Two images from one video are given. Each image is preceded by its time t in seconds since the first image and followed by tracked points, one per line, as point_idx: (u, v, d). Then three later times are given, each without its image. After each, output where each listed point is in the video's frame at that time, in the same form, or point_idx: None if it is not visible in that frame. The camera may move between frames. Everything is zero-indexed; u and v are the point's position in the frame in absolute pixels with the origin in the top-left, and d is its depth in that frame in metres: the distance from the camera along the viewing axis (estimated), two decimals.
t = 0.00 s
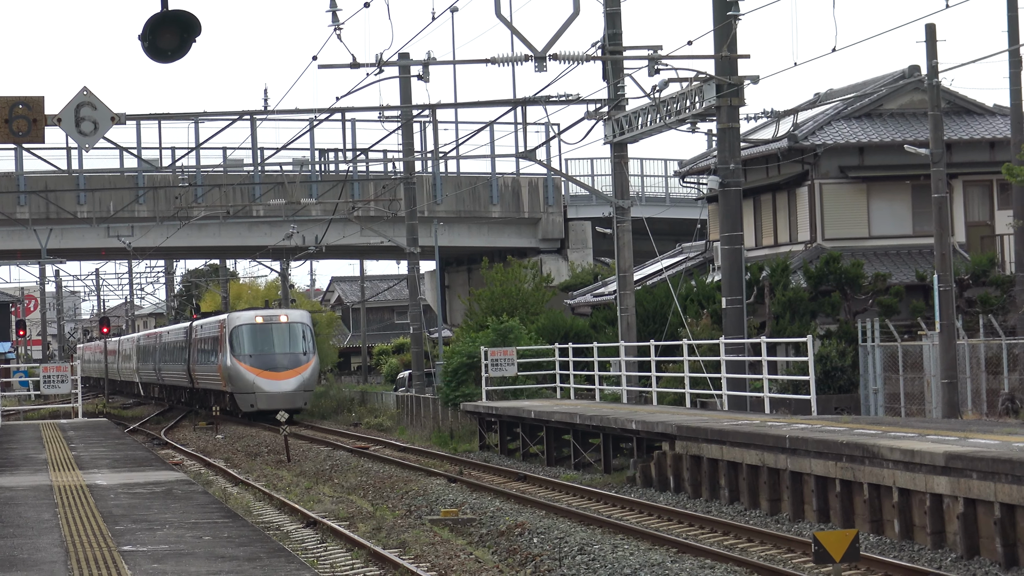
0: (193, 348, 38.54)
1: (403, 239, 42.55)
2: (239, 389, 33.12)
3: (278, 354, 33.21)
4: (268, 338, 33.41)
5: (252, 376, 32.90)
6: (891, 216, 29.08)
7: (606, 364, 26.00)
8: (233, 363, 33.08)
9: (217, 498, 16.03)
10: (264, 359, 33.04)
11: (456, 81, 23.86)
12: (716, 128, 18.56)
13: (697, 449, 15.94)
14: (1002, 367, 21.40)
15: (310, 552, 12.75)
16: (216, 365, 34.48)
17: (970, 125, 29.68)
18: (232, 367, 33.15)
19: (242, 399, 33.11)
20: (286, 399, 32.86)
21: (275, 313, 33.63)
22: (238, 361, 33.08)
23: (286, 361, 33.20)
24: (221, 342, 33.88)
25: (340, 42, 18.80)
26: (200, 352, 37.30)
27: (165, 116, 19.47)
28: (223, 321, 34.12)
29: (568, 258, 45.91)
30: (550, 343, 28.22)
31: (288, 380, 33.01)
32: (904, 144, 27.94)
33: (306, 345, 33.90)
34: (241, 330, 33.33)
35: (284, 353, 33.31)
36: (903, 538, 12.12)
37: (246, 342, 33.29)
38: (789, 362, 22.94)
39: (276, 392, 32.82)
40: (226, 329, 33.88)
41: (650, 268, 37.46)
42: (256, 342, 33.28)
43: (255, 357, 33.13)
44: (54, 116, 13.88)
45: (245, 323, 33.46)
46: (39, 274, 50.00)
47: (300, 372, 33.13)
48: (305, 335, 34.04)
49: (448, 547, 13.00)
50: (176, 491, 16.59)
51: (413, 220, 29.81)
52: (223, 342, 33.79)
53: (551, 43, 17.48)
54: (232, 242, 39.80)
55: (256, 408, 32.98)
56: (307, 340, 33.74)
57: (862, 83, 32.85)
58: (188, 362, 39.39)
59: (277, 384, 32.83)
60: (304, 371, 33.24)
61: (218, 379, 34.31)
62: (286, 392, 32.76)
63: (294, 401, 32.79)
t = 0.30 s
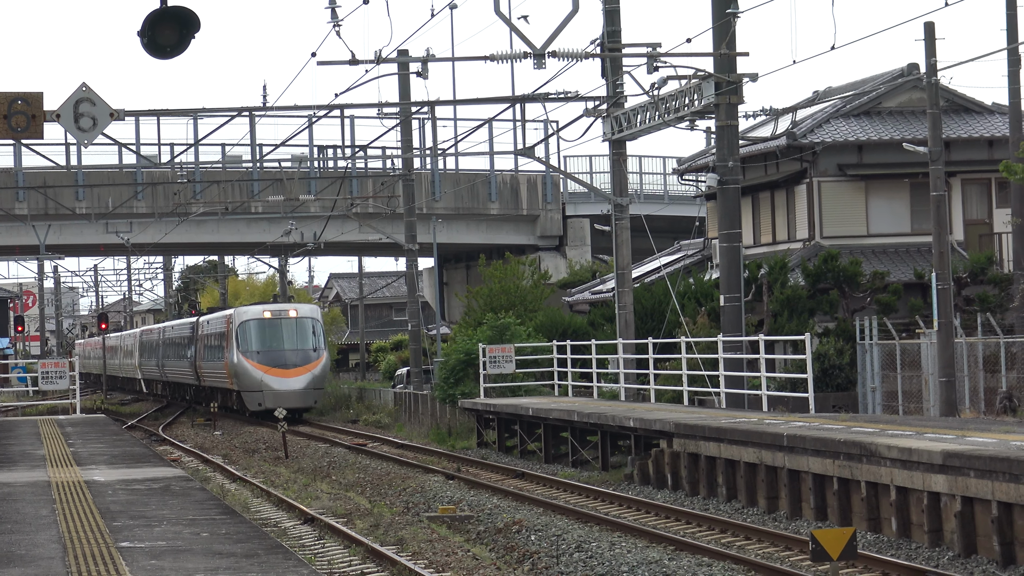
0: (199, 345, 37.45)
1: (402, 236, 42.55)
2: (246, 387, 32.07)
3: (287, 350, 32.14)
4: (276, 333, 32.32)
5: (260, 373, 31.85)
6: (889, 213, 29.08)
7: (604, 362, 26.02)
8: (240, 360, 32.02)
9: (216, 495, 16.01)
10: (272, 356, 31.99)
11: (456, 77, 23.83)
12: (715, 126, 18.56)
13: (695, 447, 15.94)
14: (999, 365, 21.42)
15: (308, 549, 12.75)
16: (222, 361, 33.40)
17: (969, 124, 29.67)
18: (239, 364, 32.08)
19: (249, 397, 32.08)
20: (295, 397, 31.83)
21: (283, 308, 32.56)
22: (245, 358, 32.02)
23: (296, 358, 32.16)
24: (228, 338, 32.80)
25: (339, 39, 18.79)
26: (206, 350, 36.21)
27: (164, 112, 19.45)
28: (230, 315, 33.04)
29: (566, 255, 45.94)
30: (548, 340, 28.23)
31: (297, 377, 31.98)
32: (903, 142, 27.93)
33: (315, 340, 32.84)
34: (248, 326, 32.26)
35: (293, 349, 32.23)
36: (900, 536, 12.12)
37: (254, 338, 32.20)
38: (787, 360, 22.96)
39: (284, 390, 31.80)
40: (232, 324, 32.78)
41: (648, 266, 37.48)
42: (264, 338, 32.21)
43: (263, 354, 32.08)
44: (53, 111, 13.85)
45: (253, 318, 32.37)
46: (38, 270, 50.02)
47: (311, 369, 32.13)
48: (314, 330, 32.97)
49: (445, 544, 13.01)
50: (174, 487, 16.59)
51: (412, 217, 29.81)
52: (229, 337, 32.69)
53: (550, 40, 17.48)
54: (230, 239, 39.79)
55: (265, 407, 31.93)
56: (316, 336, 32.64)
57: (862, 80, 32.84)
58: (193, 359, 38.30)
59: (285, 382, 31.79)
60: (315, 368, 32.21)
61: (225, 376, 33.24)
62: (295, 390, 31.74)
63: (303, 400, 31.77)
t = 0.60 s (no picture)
0: (206, 343, 35.97)
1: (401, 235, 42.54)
2: (256, 387, 30.55)
3: (298, 348, 30.57)
4: (286, 330, 30.78)
5: (270, 373, 30.33)
6: (888, 215, 29.11)
7: (602, 362, 26.05)
8: (249, 359, 30.55)
9: (214, 493, 16.02)
10: (283, 354, 30.44)
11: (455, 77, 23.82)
12: (714, 127, 18.56)
13: (694, 447, 15.96)
14: (997, 367, 21.44)
15: (306, 547, 12.75)
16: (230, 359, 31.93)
17: (969, 126, 29.68)
18: (247, 363, 30.59)
19: (258, 398, 30.55)
20: (306, 398, 30.24)
21: (294, 304, 31.02)
22: (255, 356, 30.52)
23: (308, 357, 30.60)
24: (236, 335, 31.34)
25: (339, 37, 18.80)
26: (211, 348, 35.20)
27: (164, 111, 19.45)
28: (238, 312, 31.53)
29: (564, 255, 45.96)
30: (547, 340, 28.24)
31: (309, 377, 30.37)
32: (902, 144, 27.93)
33: (327, 339, 31.30)
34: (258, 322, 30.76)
35: (304, 347, 30.69)
36: (898, 537, 12.14)
37: (264, 335, 30.72)
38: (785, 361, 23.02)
39: (295, 390, 30.21)
40: (241, 321, 31.27)
41: (647, 266, 37.53)
42: (274, 335, 30.71)
43: (273, 352, 30.58)
44: (52, 109, 13.83)
45: (262, 314, 30.84)
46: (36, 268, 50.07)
47: (324, 368, 30.57)
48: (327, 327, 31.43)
49: (443, 543, 13.02)
50: (173, 486, 16.59)
51: (411, 216, 29.80)
52: (238, 335, 31.20)
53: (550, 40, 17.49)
54: (229, 237, 39.78)
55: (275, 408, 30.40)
56: (329, 333, 31.09)
57: (861, 82, 32.85)
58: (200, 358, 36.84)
59: (296, 382, 30.20)
60: (328, 367, 30.63)
61: (234, 375, 31.76)
62: (306, 391, 30.16)
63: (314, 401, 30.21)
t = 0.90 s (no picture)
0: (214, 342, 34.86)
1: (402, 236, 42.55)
2: (268, 390, 29.51)
3: (311, 349, 29.52)
4: (299, 330, 29.75)
5: (282, 375, 29.30)
6: (888, 217, 29.08)
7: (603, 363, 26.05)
8: (260, 360, 29.54)
9: (213, 494, 16.02)
10: (296, 355, 29.39)
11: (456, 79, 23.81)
12: (715, 128, 18.56)
13: (694, 449, 15.96)
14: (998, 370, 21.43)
15: (306, 548, 12.75)
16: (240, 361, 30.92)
17: (970, 128, 29.66)
18: (259, 364, 29.58)
19: (271, 400, 29.51)
20: (319, 401, 29.14)
21: (307, 303, 30.03)
22: (267, 357, 29.51)
23: (322, 358, 29.48)
24: (247, 336, 30.36)
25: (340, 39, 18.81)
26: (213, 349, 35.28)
27: (165, 111, 19.45)
28: (249, 312, 30.57)
29: (565, 257, 45.97)
30: (547, 342, 28.23)
31: (323, 380, 29.26)
32: (902, 146, 27.93)
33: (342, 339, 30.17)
34: (269, 322, 29.77)
35: (318, 348, 29.59)
36: (899, 539, 12.12)
37: (276, 335, 29.72)
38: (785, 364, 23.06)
39: (308, 393, 29.11)
40: (252, 321, 30.29)
41: (647, 268, 37.51)
42: (286, 335, 29.68)
43: (285, 353, 29.53)
44: (53, 109, 13.83)
45: (274, 314, 29.87)
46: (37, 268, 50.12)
47: (338, 370, 29.44)
48: (342, 327, 30.31)
49: (443, 545, 13.01)
50: (173, 486, 16.58)
51: (411, 217, 29.77)
52: (249, 336, 30.21)
53: (551, 41, 17.49)
54: (231, 238, 39.78)
55: (288, 412, 29.34)
56: (344, 334, 29.98)
57: (863, 84, 32.83)
58: (208, 359, 35.72)
59: (309, 384, 29.13)
60: (342, 368, 29.49)
61: (246, 378, 30.76)
62: (319, 394, 29.07)
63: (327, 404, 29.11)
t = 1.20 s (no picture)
0: (223, 344, 33.87)
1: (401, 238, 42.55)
2: (279, 393, 28.39)
3: (324, 351, 28.42)
4: (312, 331, 28.70)
5: (295, 377, 28.19)
6: (888, 218, 29.08)
7: (603, 365, 26.05)
8: (272, 362, 28.45)
9: (213, 496, 16.02)
10: (309, 357, 28.30)
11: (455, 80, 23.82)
12: (714, 130, 18.57)
13: (693, 451, 15.97)
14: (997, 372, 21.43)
15: (305, 550, 12.74)
16: (251, 364, 29.83)
17: (970, 130, 29.68)
18: (271, 366, 28.46)
19: (282, 404, 28.38)
20: (333, 405, 27.97)
21: (320, 303, 28.98)
22: (278, 359, 28.41)
23: (336, 360, 28.37)
24: (258, 336, 29.32)
25: (340, 41, 18.82)
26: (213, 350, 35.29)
27: (165, 113, 19.45)
28: (260, 311, 29.55)
29: (564, 259, 45.97)
30: (547, 344, 28.23)
31: (337, 383, 28.13)
32: (901, 149, 27.95)
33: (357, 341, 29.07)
34: (281, 322, 28.73)
35: (331, 350, 28.48)
36: (898, 541, 12.11)
37: (288, 336, 28.65)
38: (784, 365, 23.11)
39: (321, 396, 27.98)
40: (263, 321, 29.24)
41: (647, 269, 37.50)
42: (299, 336, 28.61)
43: (297, 355, 28.45)
44: (53, 111, 13.83)
45: (286, 313, 28.82)
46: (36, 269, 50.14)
47: (353, 372, 28.30)
48: (357, 328, 29.22)
49: (443, 546, 13.02)
50: (172, 488, 16.59)
51: (411, 219, 29.76)
52: (260, 336, 29.16)
53: (550, 43, 17.51)
54: (230, 239, 39.78)
55: (301, 417, 28.22)
56: (359, 335, 28.88)
57: (862, 85, 32.84)
58: (216, 360, 34.91)
59: (323, 388, 27.98)
60: (358, 371, 28.35)
61: (257, 381, 29.67)
62: (333, 397, 27.91)
63: (342, 408, 27.95)
